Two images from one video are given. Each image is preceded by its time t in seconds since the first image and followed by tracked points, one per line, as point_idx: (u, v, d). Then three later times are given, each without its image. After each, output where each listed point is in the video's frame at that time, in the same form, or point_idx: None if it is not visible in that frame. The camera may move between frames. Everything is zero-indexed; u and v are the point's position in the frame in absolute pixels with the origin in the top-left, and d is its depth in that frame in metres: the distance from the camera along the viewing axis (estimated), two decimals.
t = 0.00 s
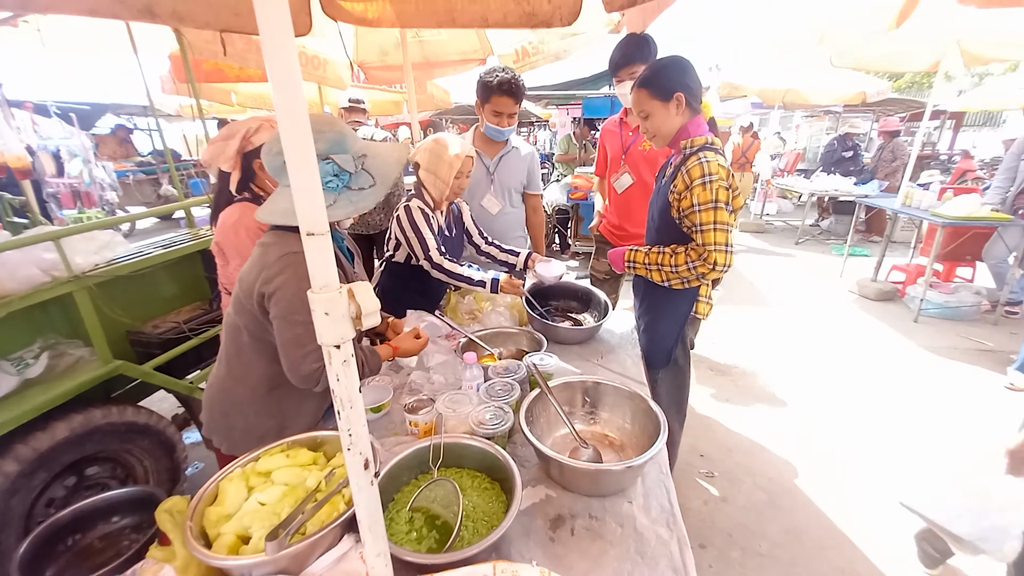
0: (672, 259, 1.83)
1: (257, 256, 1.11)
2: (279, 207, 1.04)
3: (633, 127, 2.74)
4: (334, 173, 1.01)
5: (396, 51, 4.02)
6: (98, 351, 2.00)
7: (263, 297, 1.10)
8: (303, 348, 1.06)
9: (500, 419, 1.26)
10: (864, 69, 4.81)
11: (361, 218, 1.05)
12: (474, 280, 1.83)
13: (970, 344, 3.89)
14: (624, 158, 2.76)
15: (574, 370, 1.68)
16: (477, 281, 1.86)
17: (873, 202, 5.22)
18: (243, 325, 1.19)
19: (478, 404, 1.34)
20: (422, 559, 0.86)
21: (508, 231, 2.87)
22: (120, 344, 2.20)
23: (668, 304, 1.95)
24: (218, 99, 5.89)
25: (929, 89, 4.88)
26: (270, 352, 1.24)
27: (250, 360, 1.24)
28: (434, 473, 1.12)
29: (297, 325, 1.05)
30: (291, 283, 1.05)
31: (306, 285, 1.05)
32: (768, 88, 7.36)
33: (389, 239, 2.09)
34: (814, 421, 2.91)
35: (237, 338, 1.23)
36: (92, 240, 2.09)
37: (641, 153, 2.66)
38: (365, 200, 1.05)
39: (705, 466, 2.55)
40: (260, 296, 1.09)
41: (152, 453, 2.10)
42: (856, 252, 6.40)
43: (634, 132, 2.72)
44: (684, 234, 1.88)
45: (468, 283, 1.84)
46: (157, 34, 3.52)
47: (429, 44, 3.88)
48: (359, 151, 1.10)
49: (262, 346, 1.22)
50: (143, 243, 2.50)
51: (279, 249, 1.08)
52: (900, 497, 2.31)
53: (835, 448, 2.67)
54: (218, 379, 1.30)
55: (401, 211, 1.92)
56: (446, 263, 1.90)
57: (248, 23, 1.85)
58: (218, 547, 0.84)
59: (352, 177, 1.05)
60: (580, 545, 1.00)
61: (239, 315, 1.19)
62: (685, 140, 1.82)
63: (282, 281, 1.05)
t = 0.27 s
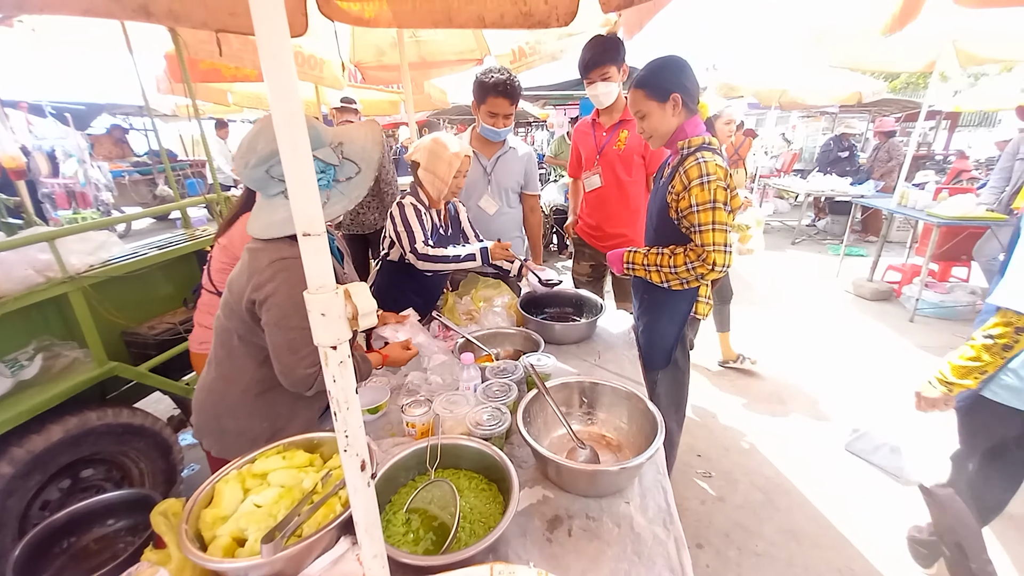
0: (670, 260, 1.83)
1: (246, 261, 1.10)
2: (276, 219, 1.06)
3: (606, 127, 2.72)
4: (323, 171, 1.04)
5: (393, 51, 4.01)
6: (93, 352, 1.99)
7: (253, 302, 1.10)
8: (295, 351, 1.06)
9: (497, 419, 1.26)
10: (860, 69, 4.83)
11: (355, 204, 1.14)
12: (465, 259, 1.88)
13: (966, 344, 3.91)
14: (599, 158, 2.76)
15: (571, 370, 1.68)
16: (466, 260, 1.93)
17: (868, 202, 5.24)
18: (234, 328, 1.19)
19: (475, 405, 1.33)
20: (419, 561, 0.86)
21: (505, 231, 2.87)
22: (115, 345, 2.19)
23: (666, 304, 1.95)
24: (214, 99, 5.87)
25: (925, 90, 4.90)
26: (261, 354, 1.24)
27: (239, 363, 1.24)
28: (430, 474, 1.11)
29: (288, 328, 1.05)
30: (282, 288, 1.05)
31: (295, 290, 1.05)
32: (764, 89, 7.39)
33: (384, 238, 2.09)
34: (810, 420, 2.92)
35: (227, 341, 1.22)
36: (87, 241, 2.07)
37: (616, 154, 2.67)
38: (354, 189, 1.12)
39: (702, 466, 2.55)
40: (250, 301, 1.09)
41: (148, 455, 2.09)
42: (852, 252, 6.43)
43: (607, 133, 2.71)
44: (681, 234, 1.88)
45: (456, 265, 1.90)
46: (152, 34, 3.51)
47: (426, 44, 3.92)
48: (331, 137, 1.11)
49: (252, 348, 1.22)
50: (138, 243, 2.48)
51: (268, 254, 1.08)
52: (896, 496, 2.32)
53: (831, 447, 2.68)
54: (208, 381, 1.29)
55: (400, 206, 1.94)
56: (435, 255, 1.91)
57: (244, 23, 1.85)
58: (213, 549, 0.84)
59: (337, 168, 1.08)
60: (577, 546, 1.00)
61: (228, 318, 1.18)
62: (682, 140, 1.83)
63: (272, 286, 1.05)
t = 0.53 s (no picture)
0: (665, 261, 1.83)
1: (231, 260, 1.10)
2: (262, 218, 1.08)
3: (594, 129, 2.71)
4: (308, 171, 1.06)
5: (387, 50, 3.99)
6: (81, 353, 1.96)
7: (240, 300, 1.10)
8: (283, 349, 1.08)
9: (491, 420, 1.25)
10: (851, 71, 4.88)
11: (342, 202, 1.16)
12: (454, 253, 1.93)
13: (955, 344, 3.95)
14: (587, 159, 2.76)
15: (565, 370, 1.67)
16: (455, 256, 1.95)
17: (860, 204, 5.29)
18: (218, 327, 1.18)
19: (469, 406, 1.33)
20: (412, 562, 0.85)
21: (500, 231, 2.87)
22: (104, 346, 2.16)
23: (661, 305, 1.95)
24: (206, 97, 5.82)
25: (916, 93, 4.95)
26: (245, 354, 1.23)
27: (221, 363, 1.23)
28: (424, 475, 1.11)
29: (276, 325, 1.06)
30: (270, 287, 1.06)
31: (283, 289, 1.06)
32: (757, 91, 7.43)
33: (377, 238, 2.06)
34: (802, 420, 2.94)
35: (210, 341, 1.21)
36: (76, 240, 2.04)
37: (605, 156, 2.67)
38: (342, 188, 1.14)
39: (695, 466, 2.56)
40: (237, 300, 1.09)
41: (137, 457, 2.07)
42: (843, 253, 6.48)
43: (596, 134, 2.71)
44: (676, 235, 1.88)
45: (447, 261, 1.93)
46: (143, 31, 3.47)
47: (421, 43, 3.91)
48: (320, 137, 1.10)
49: (236, 349, 1.21)
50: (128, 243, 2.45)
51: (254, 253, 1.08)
52: (888, 495, 2.34)
53: (823, 446, 2.70)
54: (187, 383, 1.27)
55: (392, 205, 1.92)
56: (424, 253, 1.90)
57: (236, 20, 1.83)
58: (203, 552, 0.83)
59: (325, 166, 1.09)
60: (571, 546, 1.00)
61: (213, 318, 1.18)
62: (677, 141, 1.83)
63: (260, 285, 1.06)
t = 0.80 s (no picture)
0: (658, 257, 1.84)
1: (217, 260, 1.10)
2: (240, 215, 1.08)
3: (593, 124, 2.71)
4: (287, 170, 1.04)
5: (380, 45, 3.96)
6: (74, 352, 1.94)
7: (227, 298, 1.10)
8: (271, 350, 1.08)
9: (488, 416, 1.25)
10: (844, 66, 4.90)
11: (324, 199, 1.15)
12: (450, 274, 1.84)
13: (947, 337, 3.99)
14: (585, 155, 2.75)
15: (560, 366, 1.68)
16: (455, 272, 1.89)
17: (853, 199, 5.32)
18: (205, 327, 1.18)
19: (466, 402, 1.33)
20: (409, 559, 0.85)
21: (495, 227, 2.86)
22: (96, 345, 2.14)
23: (656, 300, 1.95)
24: (197, 94, 5.76)
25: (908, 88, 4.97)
26: (230, 355, 1.22)
27: (207, 364, 1.22)
28: (421, 472, 1.11)
29: (264, 323, 1.06)
30: (257, 284, 1.06)
31: (269, 286, 1.06)
32: (751, 85, 7.43)
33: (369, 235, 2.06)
34: (796, 414, 2.96)
35: (196, 342, 1.21)
36: (66, 238, 2.02)
37: (603, 151, 2.67)
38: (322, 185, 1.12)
39: (691, 460, 2.58)
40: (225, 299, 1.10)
41: (132, 457, 2.06)
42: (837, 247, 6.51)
43: (595, 130, 2.70)
44: (670, 231, 1.89)
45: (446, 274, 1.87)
46: (132, 26, 3.42)
47: (414, 38, 3.82)
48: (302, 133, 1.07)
49: (223, 349, 1.20)
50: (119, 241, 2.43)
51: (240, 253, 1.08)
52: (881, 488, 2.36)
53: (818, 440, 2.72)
54: (173, 384, 1.26)
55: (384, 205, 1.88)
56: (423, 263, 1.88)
57: (226, 15, 1.81)
58: (200, 552, 0.83)
59: (304, 163, 1.09)
60: (568, 541, 1.00)
61: (198, 318, 1.17)
62: (670, 136, 1.83)
63: (246, 282, 1.06)
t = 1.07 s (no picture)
0: (649, 257, 1.84)
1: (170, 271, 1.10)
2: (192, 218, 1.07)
3: (594, 124, 2.72)
4: (243, 170, 1.03)
5: (376, 45, 3.95)
6: (67, 355, 1.93)
7: (184, 311, 1.10)
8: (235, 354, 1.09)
9: (484, 417, 1.25)
10: (838, 68, 4.93)
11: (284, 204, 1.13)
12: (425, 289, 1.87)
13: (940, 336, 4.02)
14: (585, 154, 2.76)
15: (557, 366, 1.68)
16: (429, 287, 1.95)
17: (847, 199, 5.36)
18: (171, 342, 1.16)
19: (462, 402, 1.33)
20: (407, 560, 0.85)
21: (490, 227, 2.86)
22: (89, 347, 2.12)
23: (651, 300, 1.96)
24: (191, 93, 5.72)
25: (901, 89, 5.01)
26: (202, 366, 1.20)
27: (174, 379, 1.19)
28: (418, 472, 1.11)
29: (236, 329, 1.07)
30: (221, 293, 1.06)
31: (234, 293, 1.07)
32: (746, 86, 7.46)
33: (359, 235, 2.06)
34: (791, 413, 2.98)
35: (161, 358, 1.19)
36: (59, 240, 2.00)
37: (603, 150, 2.67)
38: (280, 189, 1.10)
39: (688, 459, 2.59)
40: (182, 308, 1.09)
41: (127, 459, 2.04)
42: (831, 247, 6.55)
43: (595, 130, 2.71)
44: (662, 232, 1.90)
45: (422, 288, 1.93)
46: (125, 25, 3.40)
47: (409, 38, 3.84)
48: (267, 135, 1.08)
49: (189, 363, 1.19)
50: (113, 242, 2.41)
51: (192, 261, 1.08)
52: (876, 487, 2.37)
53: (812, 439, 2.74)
54: (139, 403, 1.23)
55: (373, 208, 1.87)
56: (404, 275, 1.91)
57: (221, 15, 1.80)
58: (196, 554, 0.82)
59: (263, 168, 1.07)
60: (565, 541, 1.01)
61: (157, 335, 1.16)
62: (663, 137, 1.84)
63: (203, 293, 1.05)
